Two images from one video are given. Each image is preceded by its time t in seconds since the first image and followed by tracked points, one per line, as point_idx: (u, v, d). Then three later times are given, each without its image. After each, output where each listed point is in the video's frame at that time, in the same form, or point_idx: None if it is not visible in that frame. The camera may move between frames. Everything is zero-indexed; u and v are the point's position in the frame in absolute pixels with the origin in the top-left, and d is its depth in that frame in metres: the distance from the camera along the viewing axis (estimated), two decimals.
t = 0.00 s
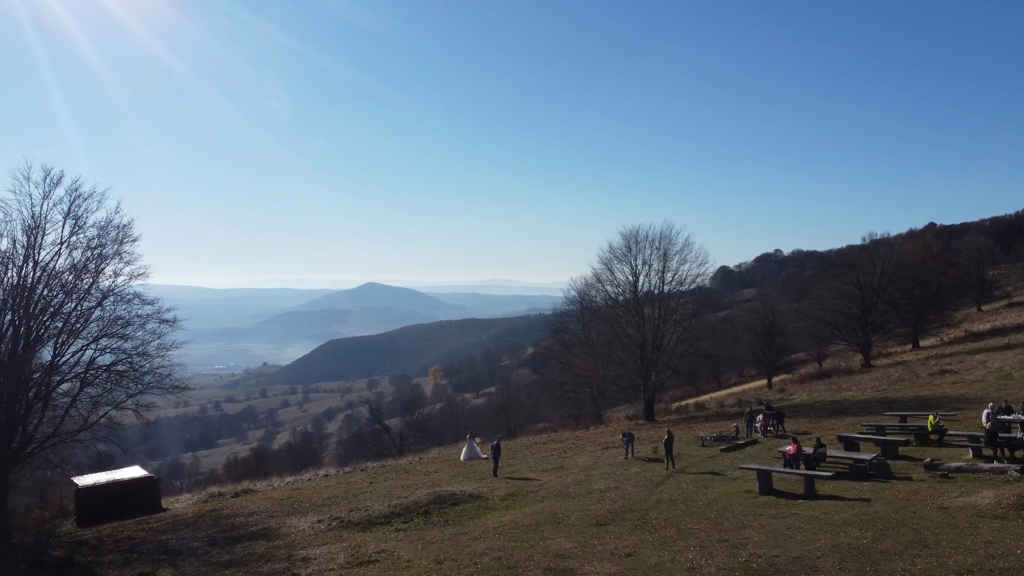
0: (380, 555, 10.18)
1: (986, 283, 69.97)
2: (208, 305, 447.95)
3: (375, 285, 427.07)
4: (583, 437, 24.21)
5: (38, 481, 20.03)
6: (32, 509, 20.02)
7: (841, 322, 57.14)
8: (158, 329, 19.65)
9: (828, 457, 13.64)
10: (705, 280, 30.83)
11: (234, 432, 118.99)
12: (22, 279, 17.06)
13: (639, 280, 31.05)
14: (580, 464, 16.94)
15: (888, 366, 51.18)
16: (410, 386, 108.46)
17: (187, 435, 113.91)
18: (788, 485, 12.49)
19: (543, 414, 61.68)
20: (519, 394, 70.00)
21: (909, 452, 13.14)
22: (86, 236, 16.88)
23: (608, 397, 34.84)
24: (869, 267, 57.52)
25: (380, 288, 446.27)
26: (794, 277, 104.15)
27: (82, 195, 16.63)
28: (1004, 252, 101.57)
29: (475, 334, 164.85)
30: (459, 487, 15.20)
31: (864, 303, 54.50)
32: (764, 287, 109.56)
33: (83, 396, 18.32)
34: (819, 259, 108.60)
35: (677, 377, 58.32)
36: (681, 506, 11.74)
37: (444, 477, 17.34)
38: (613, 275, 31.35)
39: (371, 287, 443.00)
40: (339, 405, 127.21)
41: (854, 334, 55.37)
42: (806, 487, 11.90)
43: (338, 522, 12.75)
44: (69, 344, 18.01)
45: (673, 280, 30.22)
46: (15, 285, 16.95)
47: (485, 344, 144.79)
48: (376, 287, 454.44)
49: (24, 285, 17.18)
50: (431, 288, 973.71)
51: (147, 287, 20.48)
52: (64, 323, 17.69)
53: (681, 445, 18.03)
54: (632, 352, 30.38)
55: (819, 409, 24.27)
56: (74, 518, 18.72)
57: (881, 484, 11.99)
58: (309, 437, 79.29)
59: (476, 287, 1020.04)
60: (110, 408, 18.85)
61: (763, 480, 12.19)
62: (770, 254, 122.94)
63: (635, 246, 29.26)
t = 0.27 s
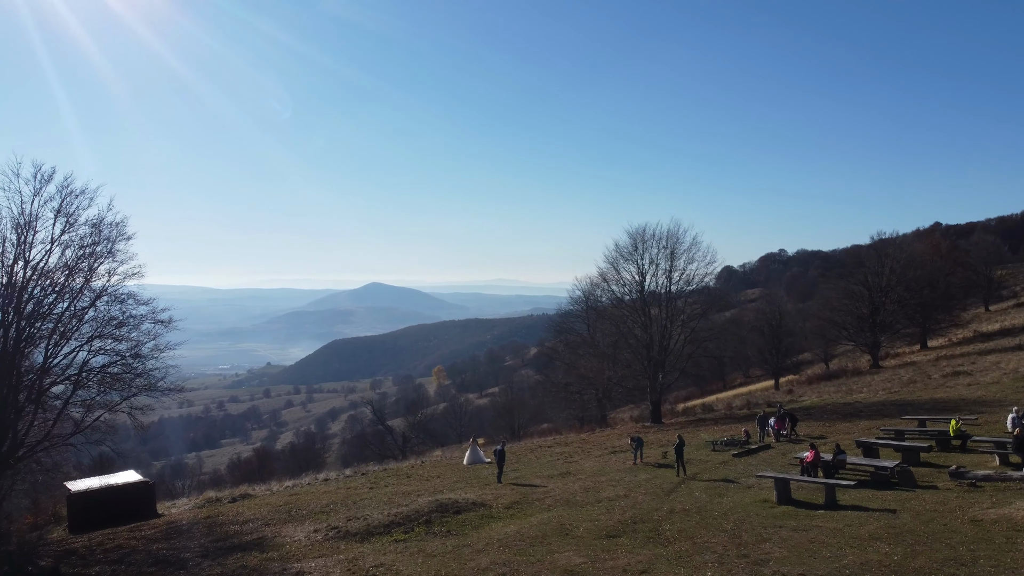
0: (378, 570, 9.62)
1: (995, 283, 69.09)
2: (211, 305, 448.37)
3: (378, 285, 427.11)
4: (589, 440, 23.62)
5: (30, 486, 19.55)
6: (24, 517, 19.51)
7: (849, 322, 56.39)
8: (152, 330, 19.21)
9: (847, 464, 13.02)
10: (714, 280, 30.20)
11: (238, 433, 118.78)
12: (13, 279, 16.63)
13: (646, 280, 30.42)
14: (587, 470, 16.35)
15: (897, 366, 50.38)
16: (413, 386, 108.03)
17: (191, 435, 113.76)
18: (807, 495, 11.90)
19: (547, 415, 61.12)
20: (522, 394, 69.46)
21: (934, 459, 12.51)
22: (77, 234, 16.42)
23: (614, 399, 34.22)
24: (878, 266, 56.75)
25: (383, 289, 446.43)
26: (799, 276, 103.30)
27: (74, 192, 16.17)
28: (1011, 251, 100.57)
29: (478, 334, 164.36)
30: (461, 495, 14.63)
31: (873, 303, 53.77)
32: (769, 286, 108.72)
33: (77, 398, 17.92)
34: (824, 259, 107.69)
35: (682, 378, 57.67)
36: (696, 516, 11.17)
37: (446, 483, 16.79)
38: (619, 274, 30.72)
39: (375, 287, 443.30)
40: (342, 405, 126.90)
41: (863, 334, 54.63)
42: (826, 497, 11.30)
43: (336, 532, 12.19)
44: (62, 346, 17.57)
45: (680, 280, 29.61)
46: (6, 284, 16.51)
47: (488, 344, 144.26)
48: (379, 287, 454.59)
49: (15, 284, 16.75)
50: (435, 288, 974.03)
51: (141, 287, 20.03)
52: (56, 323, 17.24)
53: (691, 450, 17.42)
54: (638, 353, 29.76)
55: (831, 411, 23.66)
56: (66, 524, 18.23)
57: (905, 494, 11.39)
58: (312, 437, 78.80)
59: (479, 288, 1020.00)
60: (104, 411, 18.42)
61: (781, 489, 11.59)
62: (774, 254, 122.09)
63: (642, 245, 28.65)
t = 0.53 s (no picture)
0: None
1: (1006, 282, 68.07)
2: (216, 305, 449.11)
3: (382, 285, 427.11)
4: (597, 444, 22.95)
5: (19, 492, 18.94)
6: (14, 525, 18.92)
7: (858, 322, 55.53)
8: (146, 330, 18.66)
9: (871, 473, 12.32)
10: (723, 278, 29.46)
11: (241, 432, 118.51)
12: None
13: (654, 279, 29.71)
14: (595, 477, 15.68)
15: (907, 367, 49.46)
16: (416, 386, 107.53)
17: (195, 435, 113.55)
18: (831, 506, 11.21)
19: (552, 416, 60.45)
20: (526, 395, 68.78)
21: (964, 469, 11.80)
22: (66, 230, 15.87)
23: (620, 400, 33.51)
24: (887, 265, 55.84)
25: (387, 288, 446.45)
26: (805, 275, 102.33)
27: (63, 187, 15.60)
28: (1020, 250, 99.36)
29: (482, 334, 163.76)
30: (464, 503, 14.00)
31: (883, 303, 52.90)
32: (775, 286, 107.70)
33: (69, 401, 17.33)
34: (830, 259, 106.69)
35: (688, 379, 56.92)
36: (713, 529, 10.50)
37: (448, 489, 16.14)
38: (626, 273, 30.01)
39: (378, 287, 443.30)
40: (346, 405, 126.54)
41: (872, 334, 53.74)
42: (852, 509, 10.61)
43: (332, 544, 11.54)
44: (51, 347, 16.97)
45: (689, 279, 28.88)
46: None
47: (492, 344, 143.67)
48: (383, 287, 454.69)
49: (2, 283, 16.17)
50: (438, 288, 974.41)
51: (134, 287, 19.45)
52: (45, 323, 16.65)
53: (704, 456, 16.73)
54: (645, 353, 29.08)
55: (845, 414, 22.91)
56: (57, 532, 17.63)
57: (936, 506, 10.69)
58: (315, 437, 78.28)
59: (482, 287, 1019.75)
60: (97, 414, 17.84)
61: (803, 500, 10.91)
62: (779, 253, 121.09)
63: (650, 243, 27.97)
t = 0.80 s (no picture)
0: None
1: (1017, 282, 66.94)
2: (220, 305, 450.10)
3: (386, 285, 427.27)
4: (605, 448, 22.28)
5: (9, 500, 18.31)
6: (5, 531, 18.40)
7: (868, 322, 54.60)
8: (139, 331, 18.18)
9: (899, 483, 11.60)
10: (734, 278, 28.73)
11: (246, 432, 118.35)
12: None
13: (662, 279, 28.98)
14: (605, 486, 15.04)
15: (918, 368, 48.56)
16: (420, 386, 107.09)
17: (199, 434, 113.45)
18: (856, 520, 10.52)
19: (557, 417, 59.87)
20: (531, 395, 68.06)
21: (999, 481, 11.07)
22: (56, 228, 15.34)
23: (627, 402, 32.83)
24: (898, 265, 54.94)
25: (391, 288, 446.36)
26: (812, 275, 101.27)
27: (51, 183, 15.10)
28: None
29: (486, 334, 163.16)
30: (468, 512, 13.37)
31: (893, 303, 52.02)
32: (782, 286, 106.66)
33: (60, 404, 16.85)
34: (837, 258, 105.54)
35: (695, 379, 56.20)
36: (733, 545, 9.82)
37: (451, 497, 15.51)
38: (633, 272, 29.31)
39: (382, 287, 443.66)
40: (350, 404, 126.15)
41: (883, 335, 52.85)
42: (882, 524, 9.88)
43: (328, 557, 10.93)
44: (41, 349, 16.43)
45: (698, 278, 28.15)
46: None
47: (496, 344, 143.03)
48: (387, 287, 454.77)
49: None
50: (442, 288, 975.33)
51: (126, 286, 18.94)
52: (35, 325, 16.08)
53: (718, 463, 16.04)
54: (653, 355, 28.43)
55: (862, 418, 22.17)
56: (47, 539, 17.02)
57: (970, 520, 9.99)
58: (319, 438, 77.90)
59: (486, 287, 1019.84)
60: (88, 417, 17.36)
61: (829, 512, 10.23)
62: (785, 253, 120.05)
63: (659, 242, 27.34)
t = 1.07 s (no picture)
0: None
1: None
2: (223, 305, 450.54)
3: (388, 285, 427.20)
4: (610, 452, 21.68)
5: None
6: None
7: (876, 322, 53.81)
8: (130, 331, 17.54)
9: (925, 493, 10.98)
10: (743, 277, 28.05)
11: (248, 432, 117.99)
12: None
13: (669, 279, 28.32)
14: (612, 493, 14.43)
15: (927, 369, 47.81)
16: (422, 386, 106.59)
17: (201, 434, 113.17)
18: (883, 533, 9.90)
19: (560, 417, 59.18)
20: (533, 396, 67.41)
21: None
22: (42, 225, 14.83)
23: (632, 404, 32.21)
24: (906, 264, 54.15)
25: (393, 288, 446.24)
26: (817, 275, 100.40)
27: (36, 178, 14.59)
28: None
29: (488, 334, 162.61)
30: (470, 522, 12.77)
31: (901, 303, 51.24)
32: (786, 285, 105.81)
33: (48, 408, 16.21)
34: (842, 258, 104.61)
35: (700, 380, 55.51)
36: (753, 560, 9.22)
37: (452, 505, 14.91)
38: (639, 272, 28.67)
39: (385, 287, 443.63)
40: (352, 404, 125.63)
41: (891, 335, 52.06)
42: (911, 539, 9.26)
43: (323, 572, 10.36)
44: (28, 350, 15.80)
45: (706, 278, 27.51)
46: None
47: (498, 343, 142.44)
48: (389, 287, 454.61)
49: None
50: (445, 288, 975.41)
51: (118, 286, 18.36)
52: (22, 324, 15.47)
53: (730, 470, 15.42)
54: (659, 356, 27.83)
55: (875, 421, 21.51)
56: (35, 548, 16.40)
57: (1006, 534, 9.36)
58: (320, 438, 77.41)
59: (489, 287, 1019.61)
60: (78, 421, 16.72)
61: (854, 526, 9.62)
62: (788, 252, 119.23)
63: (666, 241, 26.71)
